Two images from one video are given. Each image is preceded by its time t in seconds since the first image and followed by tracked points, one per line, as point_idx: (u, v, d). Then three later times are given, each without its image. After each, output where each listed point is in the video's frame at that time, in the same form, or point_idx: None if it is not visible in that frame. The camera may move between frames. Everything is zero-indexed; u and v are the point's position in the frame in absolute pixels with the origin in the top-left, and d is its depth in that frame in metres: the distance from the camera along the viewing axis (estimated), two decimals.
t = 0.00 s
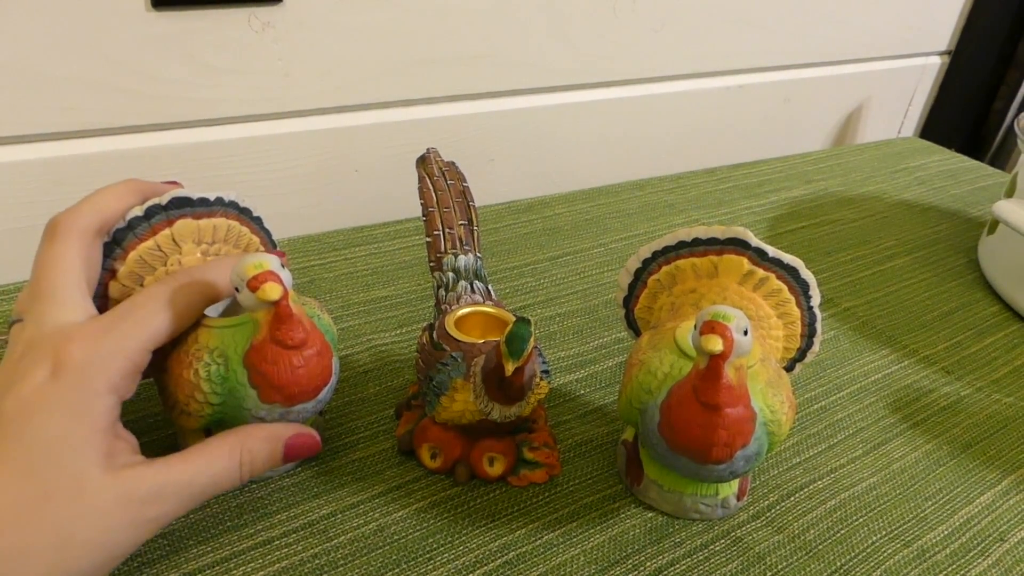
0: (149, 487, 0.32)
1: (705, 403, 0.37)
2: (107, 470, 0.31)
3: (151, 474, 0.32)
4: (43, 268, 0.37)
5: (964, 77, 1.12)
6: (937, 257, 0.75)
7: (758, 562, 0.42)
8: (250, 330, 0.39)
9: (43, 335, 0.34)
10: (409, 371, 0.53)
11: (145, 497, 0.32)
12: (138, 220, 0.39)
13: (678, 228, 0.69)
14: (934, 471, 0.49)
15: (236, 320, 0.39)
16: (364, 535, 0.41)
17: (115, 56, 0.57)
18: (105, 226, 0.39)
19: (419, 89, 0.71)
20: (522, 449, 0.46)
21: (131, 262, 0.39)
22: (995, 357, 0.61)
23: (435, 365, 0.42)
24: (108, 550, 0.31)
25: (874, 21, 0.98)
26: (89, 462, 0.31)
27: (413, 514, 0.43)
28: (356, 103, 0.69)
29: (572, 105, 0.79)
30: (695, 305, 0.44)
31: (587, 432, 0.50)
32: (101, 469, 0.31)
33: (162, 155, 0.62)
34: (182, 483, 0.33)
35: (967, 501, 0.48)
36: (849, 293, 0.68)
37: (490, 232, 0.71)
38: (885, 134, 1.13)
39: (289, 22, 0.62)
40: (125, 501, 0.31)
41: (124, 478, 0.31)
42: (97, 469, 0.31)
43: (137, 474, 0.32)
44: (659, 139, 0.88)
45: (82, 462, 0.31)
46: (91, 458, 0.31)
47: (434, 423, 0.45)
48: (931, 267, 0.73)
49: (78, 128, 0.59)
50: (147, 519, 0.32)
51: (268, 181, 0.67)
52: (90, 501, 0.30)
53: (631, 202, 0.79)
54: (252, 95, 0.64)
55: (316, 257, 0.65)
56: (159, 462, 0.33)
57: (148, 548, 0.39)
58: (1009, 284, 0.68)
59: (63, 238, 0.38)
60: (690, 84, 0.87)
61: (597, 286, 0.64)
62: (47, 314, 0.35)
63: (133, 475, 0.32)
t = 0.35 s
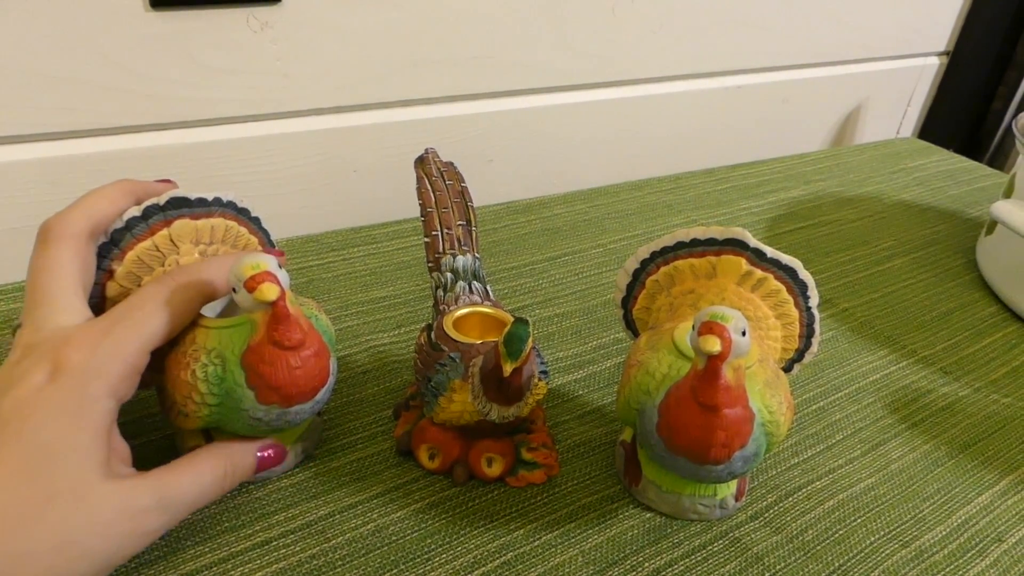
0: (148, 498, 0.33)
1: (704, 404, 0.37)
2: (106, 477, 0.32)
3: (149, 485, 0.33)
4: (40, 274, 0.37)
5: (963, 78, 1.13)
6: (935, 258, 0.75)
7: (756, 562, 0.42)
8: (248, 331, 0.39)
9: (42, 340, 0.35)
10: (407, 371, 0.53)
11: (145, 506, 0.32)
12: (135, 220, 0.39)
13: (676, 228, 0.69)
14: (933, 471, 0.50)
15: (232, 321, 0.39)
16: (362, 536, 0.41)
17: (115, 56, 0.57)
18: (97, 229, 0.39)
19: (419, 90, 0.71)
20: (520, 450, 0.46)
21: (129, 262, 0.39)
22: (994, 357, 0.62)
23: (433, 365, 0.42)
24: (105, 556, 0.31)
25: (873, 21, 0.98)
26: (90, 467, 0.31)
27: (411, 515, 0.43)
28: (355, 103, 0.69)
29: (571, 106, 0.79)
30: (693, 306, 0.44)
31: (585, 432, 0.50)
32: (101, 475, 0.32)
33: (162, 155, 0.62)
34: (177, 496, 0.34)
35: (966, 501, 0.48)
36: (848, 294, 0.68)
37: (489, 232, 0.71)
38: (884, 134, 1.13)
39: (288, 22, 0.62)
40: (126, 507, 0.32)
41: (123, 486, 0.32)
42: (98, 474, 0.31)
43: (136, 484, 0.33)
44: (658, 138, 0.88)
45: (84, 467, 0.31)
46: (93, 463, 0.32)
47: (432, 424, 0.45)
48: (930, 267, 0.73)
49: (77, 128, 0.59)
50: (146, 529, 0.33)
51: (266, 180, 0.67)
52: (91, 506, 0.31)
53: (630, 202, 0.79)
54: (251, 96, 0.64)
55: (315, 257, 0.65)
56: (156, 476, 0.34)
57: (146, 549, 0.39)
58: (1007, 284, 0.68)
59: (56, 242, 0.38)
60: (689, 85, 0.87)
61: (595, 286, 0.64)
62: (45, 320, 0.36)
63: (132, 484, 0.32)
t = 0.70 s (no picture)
0: (145, 496, 0.34)
1: (700, 406, 0.38)
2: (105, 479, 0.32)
3: (144, 484, 0.34)
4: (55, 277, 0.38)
5: (960, 77, 1.13)
6: (933, 257, 0.75)
7: (754, 563, 0.42)
8: (262, 338, 0.38)
9: (45, 341, 0.35)
10: (405, 373, 0.53)
11: (143, 505, 0.33)
12: (149, 226, 0.38)
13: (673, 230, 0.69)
14: (930, 471, 0.50)
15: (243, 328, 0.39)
16: (360, 539, 0.41)
17: (110, 61, 0.57)
18: (110, 232, 0.39)
19: (415, 92, 0.71)
20: (517, 452, 0.46)
21: (143, 269, 0.39)
22: (991, 356, 0.62)
23: (431, 368, 0.42)
24: (105, 555, 0.32)
25: (869, 21, 0.98)
26: (91, 471, 0.32)
27: (409, 517, 0.43)
28: (352, 105, 0.69)
29: (568, 107, 0.79)
30: (690, 308, 0.44)
31: (584, 434, 0.50)
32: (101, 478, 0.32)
33: (158, 160, 0.62)
34: (170, 491, 0.35)
35: (963, 501, 0.48)
36: (845, 293, 0.68)
37: (486, 234, 0.71)
38: (881, 134, 1.14)
39: (286, 26, 0.62)
40: (126, 508, 0.33)
41: (121, 486, 0.33)
42: (98, 477, 0.32)
43: (131, 483, 0.33)
44: (655, 139, 0.88)
45: (85, 471, 0.32)
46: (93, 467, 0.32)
47: (429, 427, 0.45)
48: (927, 267, 0.73)
49: (73, 133, 0.58)
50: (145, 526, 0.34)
51: (263, 183, 0.67)
52: (93, 508, 0.31)
53: (627, 203, 0.79)
54: (248, 99, 0.64)
55: (312, 260, 0.65)
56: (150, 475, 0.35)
57: (143, 553, 0.39)
58: (1004, 284, 0.68)
59: (71, 244, 0.38)
60: (686, 85, 0.87)
61: (593, 287, 0.65)
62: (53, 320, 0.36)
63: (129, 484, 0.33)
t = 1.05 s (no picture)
0: (155, 498, 0.34)
1: (701, 406, 0.37)
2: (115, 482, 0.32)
3: (154, 485, 0.34)
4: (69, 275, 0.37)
5: (961, 79, 1.13)
6: (933, 259, 0.75)
7: (755, 565, 0.42)
8: (277, 340, 0.38)
9: (56, 341, 0.34)
10: (407, 373, 0.53)
11: (152, 508, 0.33)
12: (162, 228, 0.38)
13: (674, 230, 0.69)
14: (931, 473, 0.50)
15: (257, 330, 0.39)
16: (360, 539, 0.41)
17: (111, 59, 0.57)
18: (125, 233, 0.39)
19: (416, 92, 0.71)
20: (518, 452, 0.45)
21: (155, 271, 0.39)
22: (992, 358, 0.62)
23: (432, 368, 0.42)
24: (113, 557, 0.32)
25: (871, 23, 0.98)
26: (102, 475, 0.32)
27: (409, 517, 0.43)
28: (353, 104, 0.68)
29: (569, 108, 0.79)
30: (691, 308, 0.44)
31: (585, 435, 0.50)
32: (110, 481, 0.32)
33: (157, 158, 0.62)
34: (179, 492, 0.35)
35: (964, 503, 0.48)
36: (845, 295, 0.68)
37: (486, 234, 0.71)
38: (882, 136, 1.14)
39: (287, 25, 0.62)
40: (136, 510, 0.33)
41: (130, 489, 0.33)
42: (109, 481, 0.32)
43: (141, 484, 0.33)
44: (656, 140, 0.88)
45: (95, 476, 0.32)
46: (104, 472, 0.32)
47: (430, 427, 0.45)
48: (928, 269, 0.73)
49: (73, 132, 0.58)
50: (154, 527, 0.34)
51: (263, 183, 0.67)
52: (102, 513, 0.32)
53: (627, 204, 0.79)
54: (248, 98, 0.64)
55: (311, 260, 0.65)
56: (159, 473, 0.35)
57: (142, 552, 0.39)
58: (1005, 285, 0.68)
59: (86, 243, 0.38)
60: (687, 86, 0.87)
61: (594, 288, 0.64)
62: (63, 320, 0.35)
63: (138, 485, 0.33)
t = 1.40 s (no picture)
0: (159, 497, 0.34)
1: (702, 407, 0.38)
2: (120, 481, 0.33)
3: (157, 485, 0.34)
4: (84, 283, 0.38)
5: (961, 79, 1.13)
6: (933, 260, 0.75)
7: (755, 564, 0.42)
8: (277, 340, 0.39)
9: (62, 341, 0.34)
10: (407, 373, 0.53)
11: (158, 506, 0.34)
12: (163, 227, 0.38)
13: (674, 231, 0.69)
14: (931, 473, 0.50)
15: (258, 329, 0.39)
16: (361, 538, 0.41)
17: (112, 60, 0.57)
18: (125, 233, 0.39)
19: (417, 92, 0.71)
20: (518, 452, 0.45)
21: (156, 270, 0.39)
22: (992, 358, 0.62)
23: (433, 368, 0.42)
24: (117, 555, 0.32)
25: (871, 23, 0.98)
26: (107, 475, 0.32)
27: (410, 517, 0.43)
28: (355, 104, 0.69)
29: (569, 108, 0.80)
30: (692, 308, 0.44)
31: (586, 435, 0.50)
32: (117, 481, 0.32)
33: (158, 158, 0.62)
34: (183, 491, 0.35)
35: (964, 503, 0.48)
36: (845, 295, 0.68)
37: (486, 234, 0.71)
38: (882, 136, 1.14)
39: (288, 25, 0.62)
40: (142, 508, 0.33)
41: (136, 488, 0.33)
42: (114, 480, 0.32)
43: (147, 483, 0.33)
44: (656, 140, 0.88)
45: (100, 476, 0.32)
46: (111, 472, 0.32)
47: (430, 427, 0.45)
48: (928, 269, 0.73)
49: (74, 132, 0.58)
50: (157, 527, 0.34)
51: (264, 183, 0.67)
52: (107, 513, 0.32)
53: (628, 204, 0.79)
54: (250, 98, 0.64)
55: (312, 259, 0.65)
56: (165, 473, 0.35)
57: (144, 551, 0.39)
58: (1005, 285, 0.68)
59: (88, 244, 0.38)
60: (687, 87, 0.87)
61: (594, 288, 0.64)
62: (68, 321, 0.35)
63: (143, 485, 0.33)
